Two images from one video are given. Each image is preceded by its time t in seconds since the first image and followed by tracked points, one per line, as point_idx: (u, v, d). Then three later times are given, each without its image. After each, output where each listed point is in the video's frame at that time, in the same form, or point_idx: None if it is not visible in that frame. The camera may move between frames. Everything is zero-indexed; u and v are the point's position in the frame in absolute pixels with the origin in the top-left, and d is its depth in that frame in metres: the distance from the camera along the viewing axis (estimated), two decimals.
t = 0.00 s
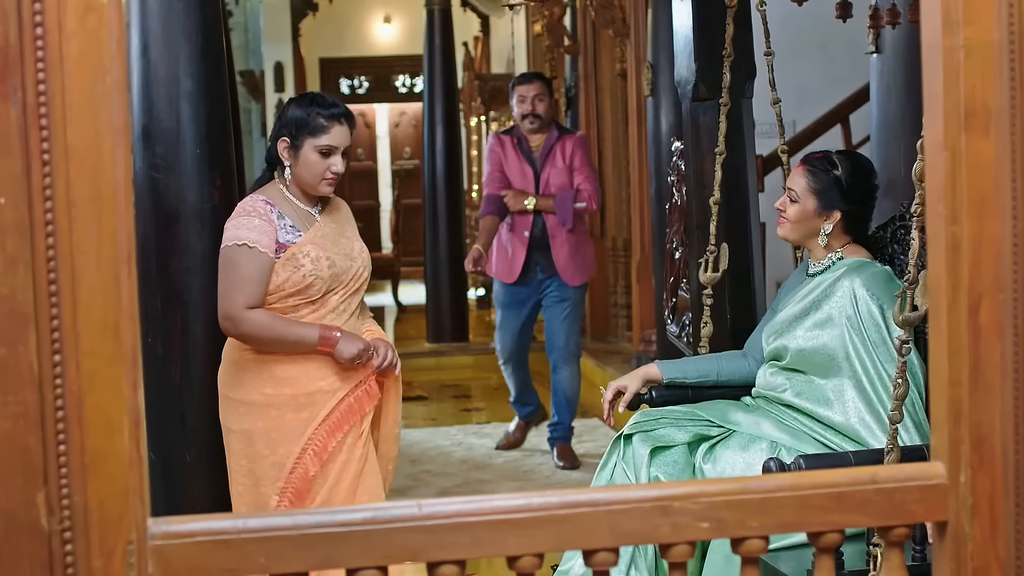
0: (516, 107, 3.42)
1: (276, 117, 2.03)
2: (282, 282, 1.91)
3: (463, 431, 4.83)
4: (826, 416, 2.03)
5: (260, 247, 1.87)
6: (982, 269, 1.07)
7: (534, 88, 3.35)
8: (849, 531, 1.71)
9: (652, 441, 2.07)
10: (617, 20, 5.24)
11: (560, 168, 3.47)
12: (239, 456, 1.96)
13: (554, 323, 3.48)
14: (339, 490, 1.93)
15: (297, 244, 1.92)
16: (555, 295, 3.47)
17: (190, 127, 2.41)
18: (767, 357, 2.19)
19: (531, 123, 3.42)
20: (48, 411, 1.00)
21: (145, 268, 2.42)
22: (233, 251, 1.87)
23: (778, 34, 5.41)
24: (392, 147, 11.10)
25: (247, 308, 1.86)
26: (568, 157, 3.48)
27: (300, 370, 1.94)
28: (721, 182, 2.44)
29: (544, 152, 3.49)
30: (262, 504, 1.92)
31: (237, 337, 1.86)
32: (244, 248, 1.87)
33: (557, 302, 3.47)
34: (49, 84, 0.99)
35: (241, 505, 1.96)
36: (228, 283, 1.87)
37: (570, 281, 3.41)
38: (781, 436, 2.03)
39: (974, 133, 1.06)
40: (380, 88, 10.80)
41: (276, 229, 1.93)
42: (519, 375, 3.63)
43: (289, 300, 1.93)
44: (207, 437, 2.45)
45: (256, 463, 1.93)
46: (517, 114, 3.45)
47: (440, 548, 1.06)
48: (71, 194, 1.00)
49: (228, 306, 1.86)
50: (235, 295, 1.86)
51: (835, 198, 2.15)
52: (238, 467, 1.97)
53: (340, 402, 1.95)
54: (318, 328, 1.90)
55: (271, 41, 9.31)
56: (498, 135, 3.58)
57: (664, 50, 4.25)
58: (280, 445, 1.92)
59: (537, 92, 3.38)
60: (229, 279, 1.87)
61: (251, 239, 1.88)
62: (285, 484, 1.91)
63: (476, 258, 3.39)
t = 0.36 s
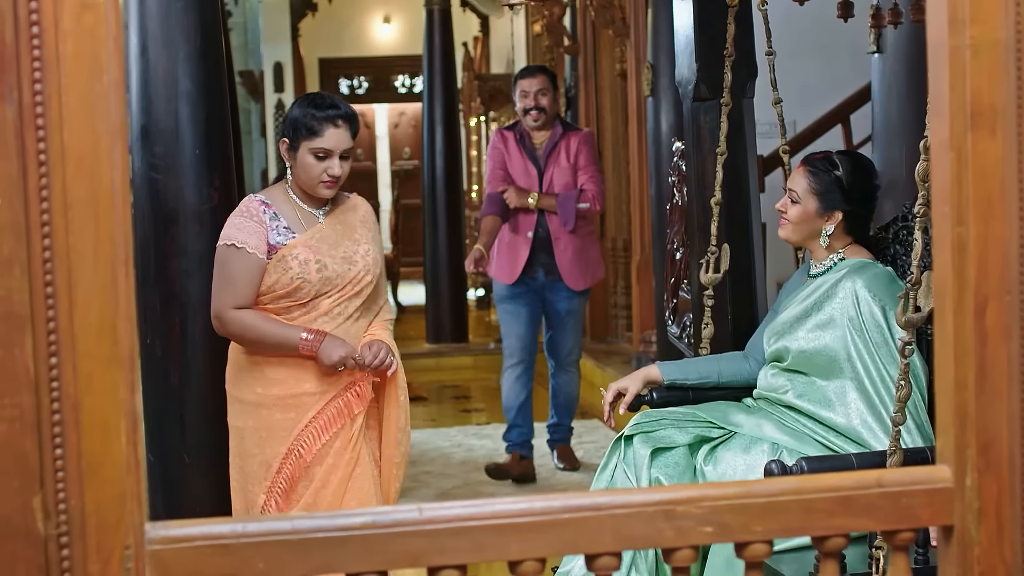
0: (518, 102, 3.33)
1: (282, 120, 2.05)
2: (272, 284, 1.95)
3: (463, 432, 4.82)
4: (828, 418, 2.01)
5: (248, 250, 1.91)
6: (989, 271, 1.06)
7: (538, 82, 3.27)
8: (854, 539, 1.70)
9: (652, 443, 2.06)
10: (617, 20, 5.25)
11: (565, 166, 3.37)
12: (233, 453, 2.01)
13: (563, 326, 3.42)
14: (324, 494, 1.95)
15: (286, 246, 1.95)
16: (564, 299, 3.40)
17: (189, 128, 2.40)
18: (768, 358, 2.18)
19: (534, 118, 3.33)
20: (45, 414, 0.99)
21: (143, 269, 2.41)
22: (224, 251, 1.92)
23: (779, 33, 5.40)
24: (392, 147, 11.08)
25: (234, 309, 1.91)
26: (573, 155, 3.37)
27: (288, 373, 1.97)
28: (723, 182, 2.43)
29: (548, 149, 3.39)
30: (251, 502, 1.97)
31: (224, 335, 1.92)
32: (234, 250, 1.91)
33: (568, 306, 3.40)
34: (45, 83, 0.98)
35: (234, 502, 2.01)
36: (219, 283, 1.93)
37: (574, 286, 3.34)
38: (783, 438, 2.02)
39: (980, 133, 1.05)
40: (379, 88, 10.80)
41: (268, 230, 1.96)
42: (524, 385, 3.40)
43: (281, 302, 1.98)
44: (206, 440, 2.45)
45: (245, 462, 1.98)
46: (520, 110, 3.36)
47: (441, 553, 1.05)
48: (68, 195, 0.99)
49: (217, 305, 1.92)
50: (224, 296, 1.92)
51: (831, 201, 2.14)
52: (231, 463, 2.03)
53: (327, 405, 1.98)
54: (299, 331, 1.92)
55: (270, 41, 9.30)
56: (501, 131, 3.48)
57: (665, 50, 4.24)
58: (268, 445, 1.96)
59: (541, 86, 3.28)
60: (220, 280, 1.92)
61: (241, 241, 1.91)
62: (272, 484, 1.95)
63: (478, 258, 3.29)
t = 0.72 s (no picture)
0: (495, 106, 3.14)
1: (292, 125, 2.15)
2: (273, 286, 2.05)
3: (463, 434, 4.81)
4: (833, 421, 2.00)
5: (247, 249, 2.01)
6: (996, 274, 1.05)
7: (513, 84, 3.10)
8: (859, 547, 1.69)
9: (657, 445, 2.05)
10: (617, 22, 5.21)
11: (556, 167, 3.23)
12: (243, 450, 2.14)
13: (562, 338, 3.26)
14: (320, 493, 2.04)
15: (285, 247, 2.05)
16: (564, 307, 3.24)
17: (189, 128, 2.39)
18: (772, 361, 2.17)
19: (514, 122, 3.15)
20: (42, 419, 0.98)
21: (142, 271, 2.40)
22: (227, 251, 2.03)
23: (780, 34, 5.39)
24: (391, 149, 11.09)
25: (236, 310, 2.03)
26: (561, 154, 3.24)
27: (288, 373, 2.08)
28: (725, 184, 2.42)
29: (534, 153, 3.23)
30: (256, 497, 2.08)
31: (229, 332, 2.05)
32: (236, 250, 2.02)
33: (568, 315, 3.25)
34: (42, 84, 0.97)
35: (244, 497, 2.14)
36: (226, 284, 2.05)
37: (581, 288, 3.22)
38: (787, 441, 2.01)
39: (988, 133, 1.04)
40: (379, 89, 10.81)
41: (269, 232, 2.06)
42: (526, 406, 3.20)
43: (282, 303, 2.08)
44: (206, 442, 2.44)
45: (250, 457, 2.11)
46: (498, 114, 3.17)
47: (442, 559, 1.04)
48: (65, 196, 0.98)
49: (223, 304, 2.04)
50: (228, 296, 2.04)
51: (827, 203, 2.13)
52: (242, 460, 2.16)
53: (325, 406, 2.07)
54: (293, 335, 2.01)
55: (269, 42, 9.29)
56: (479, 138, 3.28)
57: (665, 51, 4.23)
58: (270, 442, 2.08)
59: (515, 88, 3.12)
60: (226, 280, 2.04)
61: (243, 241, 2.02)
62: (274, 481, 2.06)
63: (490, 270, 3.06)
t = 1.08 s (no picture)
0: (509, 100, 3.02)
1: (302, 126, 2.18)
2: (282, 285, 2.10)
3: (462, 436, 4.80)
4: (837, 424, 1.99)
5: (257, 249, 2.05)
6: (1003, 277, 1.03)
7: (530, 77, 3.01)
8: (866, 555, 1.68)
9: (661, 449, 2.04)
10: (617, 23, 5.19)
11: (563, 171, 3.08)
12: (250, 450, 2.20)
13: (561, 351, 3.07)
14: (324, 495, 2.09)
15: (293, 248, 2.09)
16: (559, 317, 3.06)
17: (188, 130, 2.37)
18: (776, 364, 2.16)
19: (527, 117, 3.03)
20: (38, 423, 0.96)
21: (141, 273, 2.38)
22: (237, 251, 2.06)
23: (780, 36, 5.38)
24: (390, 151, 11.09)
25: (243, 309, 2.07)
26: (568, 157, 3.10)
27: (295, 373, 2.13)
28: (727, 186, 2.41)
29: (540, 154, 3.07)
30: (260, 498, 2.15)
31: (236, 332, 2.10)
32: (245, 249, 2.06)
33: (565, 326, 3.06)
34: (38, 85, 0.95)
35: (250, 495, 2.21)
36: (234, 282, 2.08)
37: (579, 301, 3.04)
38: (792, 444, 1.99)
39: (995, 135, 1.03)
40: (378, 91, 10.83)
41: (278, 232, 2.09)
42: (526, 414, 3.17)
43: (291, 303, 2.13)
44: (204, 445, 2.43)
45: (256, 458, 2.17)
46: (509, 108, 3.04)
47: (443, 565, 1.03)
48: (62, 198, 0.97)
49: (232, 303, 2.08)
50: (234, 295, 2.08)
51: (826, 203, 2.12)
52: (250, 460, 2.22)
53: (330, 409, 2.12)
54: (300, 335, 2.06)
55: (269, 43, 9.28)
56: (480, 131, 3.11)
57: (665, 53, 4.22)
58: (275, 443, 2.14)
59: (532, 82, 3.02)
60: (235, 279, 2.07)
61: (251, 240, 2.06)
62: (277, 482, 2.12)
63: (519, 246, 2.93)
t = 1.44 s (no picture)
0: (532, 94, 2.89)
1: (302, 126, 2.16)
2: (283, 286, 2.09)
3: (460, 438, 4.79)
4: (837, 427, 1.98)
5: (257, 250, 2.04)
6: (1007, 281, 1.03)
7: (557, 73, 2.85)
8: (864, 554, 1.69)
9: (660, 452, 2.03)
10: (614, 25, 5.18)
11: (585, 174, 2.94)
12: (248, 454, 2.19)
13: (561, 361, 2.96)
14: (326, 497, 2.09)
15: (295, 248, 2.07)
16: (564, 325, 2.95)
17: (185, 132, 2.36)
18: (775, 367, 2.16)
19: (549, 114, 2.89)
20: (31, 429, 0.95)
21: (137, 276, 2.37)
22: (236, 252, 2.05)
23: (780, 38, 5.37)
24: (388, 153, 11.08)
25: (244, 311, 2.06)
26: (592, 160, 2.96)
27: (296, 376, 2.12)
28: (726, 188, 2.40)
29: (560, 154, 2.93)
30: (258, 502, 2.13)
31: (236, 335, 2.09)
32: (245, 251, 2.04)
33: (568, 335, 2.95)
34: (32, 85, 0.94)
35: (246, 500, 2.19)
36: (234, 283, 2.07)
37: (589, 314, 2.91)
38: (791, 448, 1.99)
39: (999, 137, 1.02)
40: (375, 93, 10.84)
41: (279, 233, 2.08)
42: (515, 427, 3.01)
43: (293, 304, 2.11)
44: (201, 449, 2.41)
45: (255, 462, 2.15)
46: (533, 103, 2.91)
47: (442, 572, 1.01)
48: (56, 200, 0.96)
49: (231, 305, 2.08)
50: (234, 297, 2.07)
51: (828, 204, 2.11)
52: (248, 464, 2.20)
53: (331, 412, 2.12)
54: (302, 337, 2.06)
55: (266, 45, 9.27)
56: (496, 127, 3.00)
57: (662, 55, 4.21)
58: (275, 447, 2.13)
59: (558, 77, 2.86)
60: (235, 281, 2.06)
61: (251, 241, 2.04)
62: (277, 486, 2.11)
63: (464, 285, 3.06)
